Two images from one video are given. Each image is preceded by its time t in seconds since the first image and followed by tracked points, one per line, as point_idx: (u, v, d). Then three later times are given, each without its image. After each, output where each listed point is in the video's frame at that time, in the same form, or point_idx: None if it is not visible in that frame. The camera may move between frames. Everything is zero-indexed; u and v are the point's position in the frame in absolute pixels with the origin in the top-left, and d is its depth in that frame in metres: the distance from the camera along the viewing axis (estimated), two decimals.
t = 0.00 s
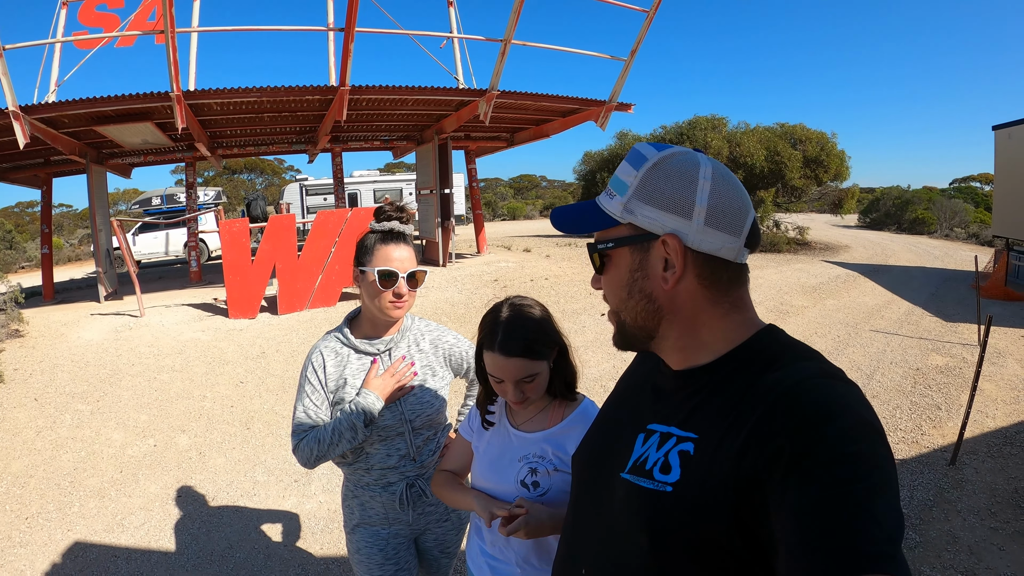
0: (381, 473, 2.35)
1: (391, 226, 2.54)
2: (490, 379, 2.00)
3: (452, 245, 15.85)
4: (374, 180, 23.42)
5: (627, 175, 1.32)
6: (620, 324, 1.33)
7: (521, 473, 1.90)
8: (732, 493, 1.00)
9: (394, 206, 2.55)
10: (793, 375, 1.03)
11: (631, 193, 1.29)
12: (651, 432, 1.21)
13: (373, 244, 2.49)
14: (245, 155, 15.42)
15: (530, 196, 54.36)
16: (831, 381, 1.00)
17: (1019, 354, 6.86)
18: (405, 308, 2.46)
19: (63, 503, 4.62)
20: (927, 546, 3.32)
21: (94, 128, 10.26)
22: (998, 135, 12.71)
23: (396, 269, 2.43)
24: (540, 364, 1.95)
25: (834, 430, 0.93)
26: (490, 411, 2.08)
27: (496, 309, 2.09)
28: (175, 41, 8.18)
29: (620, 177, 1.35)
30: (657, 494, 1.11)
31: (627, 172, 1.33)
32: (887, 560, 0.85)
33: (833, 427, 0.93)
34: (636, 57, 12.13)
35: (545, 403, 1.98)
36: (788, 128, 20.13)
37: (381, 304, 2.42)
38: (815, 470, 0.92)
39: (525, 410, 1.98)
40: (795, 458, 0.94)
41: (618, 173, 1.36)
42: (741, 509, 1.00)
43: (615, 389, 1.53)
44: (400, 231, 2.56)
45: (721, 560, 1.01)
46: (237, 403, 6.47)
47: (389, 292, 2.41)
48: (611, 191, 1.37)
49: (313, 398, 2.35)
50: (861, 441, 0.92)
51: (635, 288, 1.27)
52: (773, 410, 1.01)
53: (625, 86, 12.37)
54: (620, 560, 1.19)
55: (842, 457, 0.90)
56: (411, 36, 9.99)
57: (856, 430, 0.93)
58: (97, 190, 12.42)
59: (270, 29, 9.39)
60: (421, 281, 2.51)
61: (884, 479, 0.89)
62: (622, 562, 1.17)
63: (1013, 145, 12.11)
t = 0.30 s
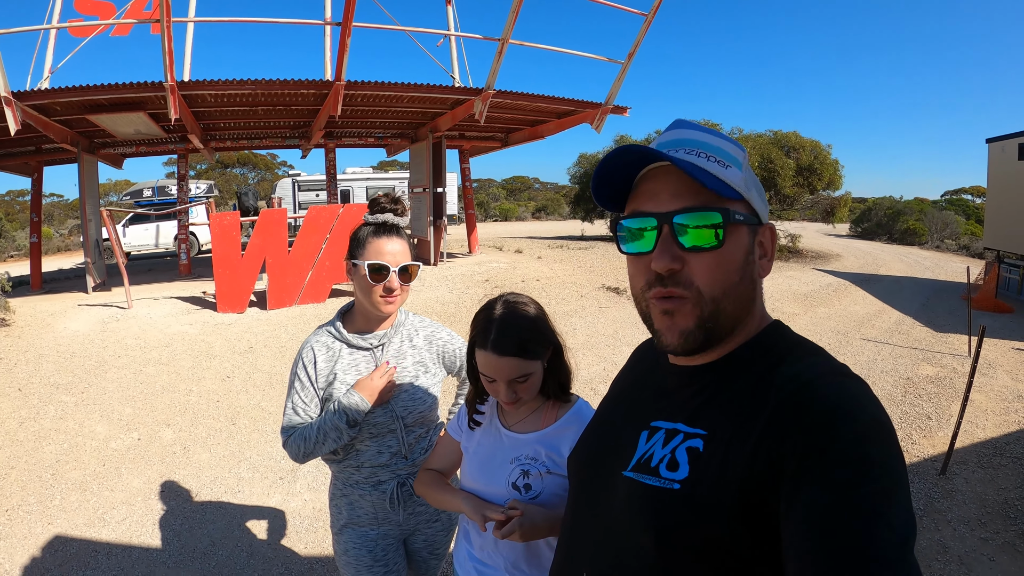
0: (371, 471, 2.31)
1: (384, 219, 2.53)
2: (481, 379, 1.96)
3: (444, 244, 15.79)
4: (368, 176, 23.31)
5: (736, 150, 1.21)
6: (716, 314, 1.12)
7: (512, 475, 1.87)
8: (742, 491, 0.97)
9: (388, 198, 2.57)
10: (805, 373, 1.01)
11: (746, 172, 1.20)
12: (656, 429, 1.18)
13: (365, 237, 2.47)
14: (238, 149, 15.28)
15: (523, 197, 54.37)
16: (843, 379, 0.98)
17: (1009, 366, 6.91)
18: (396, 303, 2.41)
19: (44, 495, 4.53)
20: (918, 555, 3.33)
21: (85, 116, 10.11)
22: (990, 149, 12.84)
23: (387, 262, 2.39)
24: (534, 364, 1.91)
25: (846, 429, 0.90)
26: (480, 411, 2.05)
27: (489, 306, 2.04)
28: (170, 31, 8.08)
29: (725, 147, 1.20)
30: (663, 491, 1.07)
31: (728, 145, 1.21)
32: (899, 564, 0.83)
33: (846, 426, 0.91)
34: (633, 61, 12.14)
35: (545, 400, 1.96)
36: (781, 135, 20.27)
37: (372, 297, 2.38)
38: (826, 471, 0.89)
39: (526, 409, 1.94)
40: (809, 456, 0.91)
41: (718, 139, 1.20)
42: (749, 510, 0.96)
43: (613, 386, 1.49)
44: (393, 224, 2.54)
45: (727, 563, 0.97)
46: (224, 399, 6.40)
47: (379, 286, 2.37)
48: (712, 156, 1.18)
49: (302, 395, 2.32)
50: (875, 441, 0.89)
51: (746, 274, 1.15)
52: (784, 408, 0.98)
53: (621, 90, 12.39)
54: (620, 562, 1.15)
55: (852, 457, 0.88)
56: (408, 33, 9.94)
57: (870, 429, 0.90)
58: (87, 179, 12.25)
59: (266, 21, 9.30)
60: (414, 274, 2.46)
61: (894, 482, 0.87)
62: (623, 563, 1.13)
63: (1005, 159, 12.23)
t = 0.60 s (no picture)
0: (368, 470, 2.30)
1: (387, 216, 2.52)
2: (478, 383, 1.94)
3: (450, 247, 15.81)
4: (376, 177, 23.40)
5: (756, 159, 1.21)
6: (730, 323, 1.11)
7: (509, 480, 1.86)
8: (746, 496, 0.95)
9: (392, 195, 2.56)
10: (808, 378, 1.00)
11: (764, 181, 1.20)
12: (655, 434, 1.15)
13: (367, 234, 2.47)
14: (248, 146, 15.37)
15: (531, 202, 54.44)
16: (844, 385, 0.97)
17: (1014, 384, 6.84)
18: (396, 301, 2.41)
19: (41, 484, 4.54)
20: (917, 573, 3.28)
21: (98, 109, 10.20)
22: (1000, 166, 12.76)
23: (386, 259, 2.39)
24: (531, 369, 1.90)
25: (851, 435, 0.89)
26: (475, 415, 2.03)
27: (487, 310, 2.02)
28: (183, 26, 8.14)
29: (746, 156, 1.19)
30: (666, 498, 1.04)
31: (748, 153, 1.20)
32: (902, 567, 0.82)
33: (851, 431, 0.90)
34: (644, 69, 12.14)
35: (545, 403, 1.96)
36: (791, 148, 20.22)
37: (372, 294, 2.38)
38: (830, 475, 0.88)
39: (525, 414, 1.93)
40: (814, 461, 0.90)
41: (739, 146, 1.19)
42: (754, 516, 0.95)
43: (606, 388, 1.46)
44: (396, 221, 2.53)
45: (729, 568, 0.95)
46: (225, 394, 6.41)
47: (378, 283, 2.37)
48: (734, 162, 1.17)
49: (302, 390, 2.33)
50: (878, 444, 0.89)
51: (759, 283, 1.14)
52: (789, 414, 0.96)
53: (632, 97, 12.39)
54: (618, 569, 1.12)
55: (857, 461, 0.87)
56: (421, 35, 9.97)
57: (873, 433, 0.90)
58: (97, 172, 12.34)
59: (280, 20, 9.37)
60: (414, 272, 2.45)
61: (895, 485, 0.87)
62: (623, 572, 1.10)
63: (1016, 176, 12.15)
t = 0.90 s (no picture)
0: (369, 465, 2.30)
1: (392, 214, 2.52)
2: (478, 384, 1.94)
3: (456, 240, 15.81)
4: (383, 169, 23.38)
5: (754, 168, 1.17)
6: (713, 336, 1.10)
7: (508, 479, 1.86)
8: (742, 503, 0.94)
9: (397, 192, 2.54)
10: (804, 382, 0.99)
11: (763, 192, 1.16)
12: (651, 440, 1.14)
13: (373, 232, 2.47)
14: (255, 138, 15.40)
15: (538, 194, 54.30)
16: (838, 389, 0.97)
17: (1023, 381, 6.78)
18: (400, 299, 2.40)
19: (49, 479, 4.60)
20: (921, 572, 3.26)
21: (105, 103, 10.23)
22: (1013, 158, 12.59)
23: (390, 258, 2.38)
24: (532, 370, 1.89)
25: (847, 440, 0.88)
26: (475, 414, 2.03)
27: (487, 311, 2.02)
28: (189, 20, 8.13)
29: (743, 166, 1.16)
30: (662, 504, 1.03)
31: (747, 163, 1.17)
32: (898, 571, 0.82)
33: (845, 436, 0.89)
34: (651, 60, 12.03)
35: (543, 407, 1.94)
36: (800, 139, 20.03)
37: (375, 293, 2.38)
38: (826, 479, 0.88)
39: (522, 416, 1.93)
40: (808, 466, 0.90)
41: (734, 158, 1.17)
42: (750, 521, 0.94)
43: (601, 392, 1.45)
44: (401, 219, 2.52)
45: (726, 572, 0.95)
46: (231, 387, 6.46)
47: (382, 282, 2.37)
48: (728, 173, 1.14)
49: (304, 384, 2.33)
50: (874, 448, 0.88)
51: (746, 295, 1.12)
52: (784, 420, 0.96)
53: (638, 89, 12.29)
54: None
55: (853, 466, 0.87)
56: (427, 27, 9.92)
57: (869, 438, 0.89)
58: (104, 166, 12.40)
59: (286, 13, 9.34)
60: (417, 270, 2.44)
61: (891, 488, 0.86)
62: None
63: None
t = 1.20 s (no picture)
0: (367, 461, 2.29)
1: (395, 212, 2.50)
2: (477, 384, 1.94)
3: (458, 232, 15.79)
4: (383, 162, 23.31)
5: (744, 171, 1.17)
6: (703, 337, 1.10)
7: (510, 480, 1.87)
8: (741, 506, 0.94)
9: (400, 190, 2.47)
10: (803, 385, 0.99)
11: (753, 194, 1.15)
12: (650, 444, 1.14)
13: (376, 230, 2.47)
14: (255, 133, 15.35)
15: (539, 185, 54.15)
16: (836, 392, 0.96)
17: None
18: (402, 298, 2.40)
19: (54, 479, 4.63)
20: (925, 564, 3.27)
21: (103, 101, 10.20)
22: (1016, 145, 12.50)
23: (392, 257, 2.38)
24: (532, 370, 1.90)
25: (844, 443, 0.88)
26: (475, 416, 2.02)
27: (485, 312, 2.01)
28: (186, 16, 8.09)
29: (731, 168, 1.16)
30: (661, 509, 1.03)
31: (736, 165, 1.17)
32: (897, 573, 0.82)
33: (843, 439, 0.89)
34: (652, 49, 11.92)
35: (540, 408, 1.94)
36: (802, 127, 19.92)
37: (378, 291, 2.38)
38: (824, 482, 0.87)
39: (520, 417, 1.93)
40: (807, 469, 0.89)
41: (723, 161, 1.17)
42: (749, 527, 0.94)
43: (601, 395, 1.44)
44: (404, 218, 2.51)
45: None
46: (234, 384, 6.49)
47: (384, 281, 2.37)
48: (716, 175, 1.14)
49: (308, 379, 2.34)
50: (872, 450, 0.88)
51: (736, 298, 1.12)
52: (783, 423, 0.95)
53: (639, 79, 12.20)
54: None
55: (850, 469, 0.86)
56: (425, 19, 9.85)
57: (867, 440, 0.89)
58: (104, 163, 12.38)
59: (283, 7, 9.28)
60: (419, 268, 2.42)
61: (889, 489, 0.86)
62: None
63: None
